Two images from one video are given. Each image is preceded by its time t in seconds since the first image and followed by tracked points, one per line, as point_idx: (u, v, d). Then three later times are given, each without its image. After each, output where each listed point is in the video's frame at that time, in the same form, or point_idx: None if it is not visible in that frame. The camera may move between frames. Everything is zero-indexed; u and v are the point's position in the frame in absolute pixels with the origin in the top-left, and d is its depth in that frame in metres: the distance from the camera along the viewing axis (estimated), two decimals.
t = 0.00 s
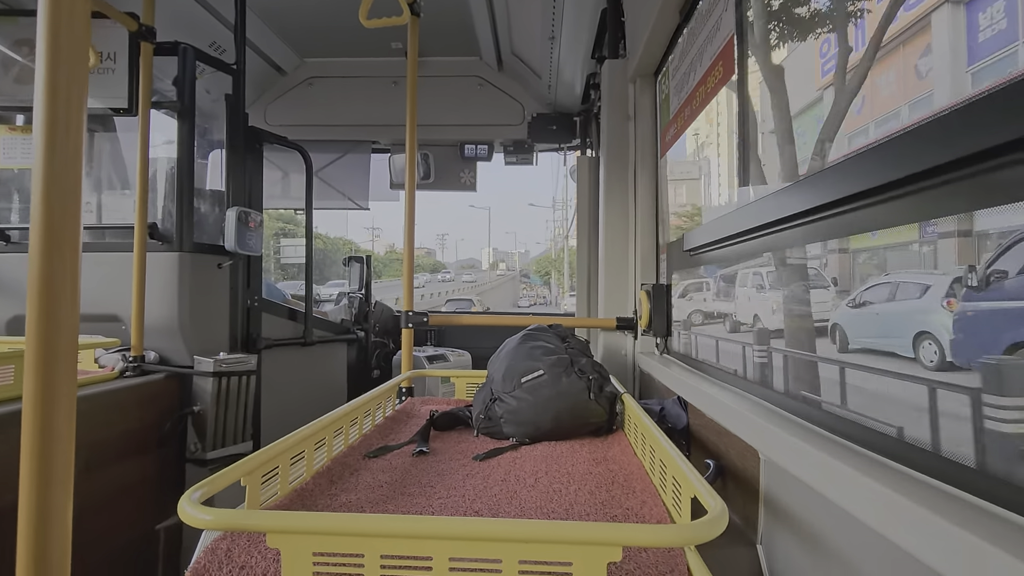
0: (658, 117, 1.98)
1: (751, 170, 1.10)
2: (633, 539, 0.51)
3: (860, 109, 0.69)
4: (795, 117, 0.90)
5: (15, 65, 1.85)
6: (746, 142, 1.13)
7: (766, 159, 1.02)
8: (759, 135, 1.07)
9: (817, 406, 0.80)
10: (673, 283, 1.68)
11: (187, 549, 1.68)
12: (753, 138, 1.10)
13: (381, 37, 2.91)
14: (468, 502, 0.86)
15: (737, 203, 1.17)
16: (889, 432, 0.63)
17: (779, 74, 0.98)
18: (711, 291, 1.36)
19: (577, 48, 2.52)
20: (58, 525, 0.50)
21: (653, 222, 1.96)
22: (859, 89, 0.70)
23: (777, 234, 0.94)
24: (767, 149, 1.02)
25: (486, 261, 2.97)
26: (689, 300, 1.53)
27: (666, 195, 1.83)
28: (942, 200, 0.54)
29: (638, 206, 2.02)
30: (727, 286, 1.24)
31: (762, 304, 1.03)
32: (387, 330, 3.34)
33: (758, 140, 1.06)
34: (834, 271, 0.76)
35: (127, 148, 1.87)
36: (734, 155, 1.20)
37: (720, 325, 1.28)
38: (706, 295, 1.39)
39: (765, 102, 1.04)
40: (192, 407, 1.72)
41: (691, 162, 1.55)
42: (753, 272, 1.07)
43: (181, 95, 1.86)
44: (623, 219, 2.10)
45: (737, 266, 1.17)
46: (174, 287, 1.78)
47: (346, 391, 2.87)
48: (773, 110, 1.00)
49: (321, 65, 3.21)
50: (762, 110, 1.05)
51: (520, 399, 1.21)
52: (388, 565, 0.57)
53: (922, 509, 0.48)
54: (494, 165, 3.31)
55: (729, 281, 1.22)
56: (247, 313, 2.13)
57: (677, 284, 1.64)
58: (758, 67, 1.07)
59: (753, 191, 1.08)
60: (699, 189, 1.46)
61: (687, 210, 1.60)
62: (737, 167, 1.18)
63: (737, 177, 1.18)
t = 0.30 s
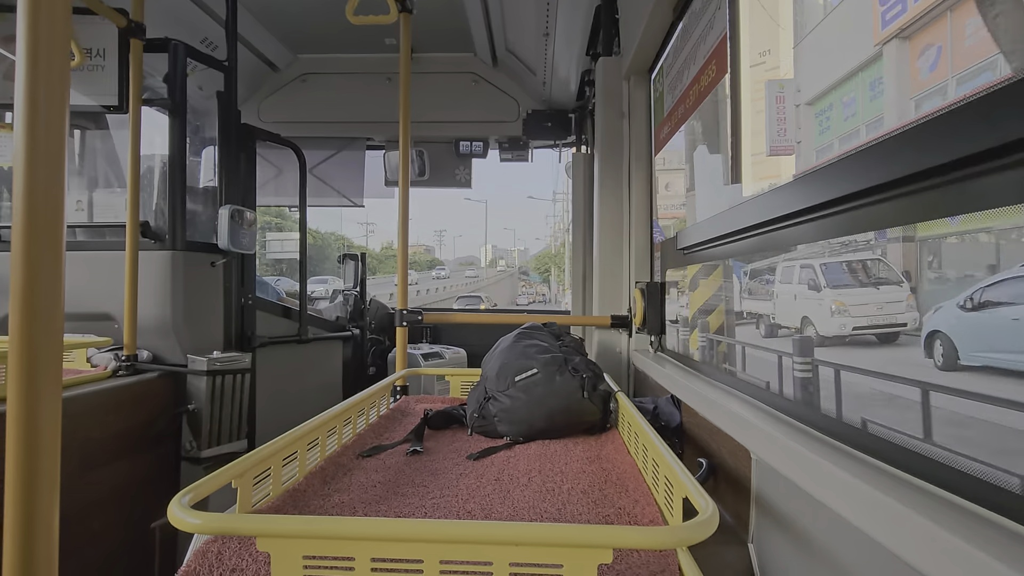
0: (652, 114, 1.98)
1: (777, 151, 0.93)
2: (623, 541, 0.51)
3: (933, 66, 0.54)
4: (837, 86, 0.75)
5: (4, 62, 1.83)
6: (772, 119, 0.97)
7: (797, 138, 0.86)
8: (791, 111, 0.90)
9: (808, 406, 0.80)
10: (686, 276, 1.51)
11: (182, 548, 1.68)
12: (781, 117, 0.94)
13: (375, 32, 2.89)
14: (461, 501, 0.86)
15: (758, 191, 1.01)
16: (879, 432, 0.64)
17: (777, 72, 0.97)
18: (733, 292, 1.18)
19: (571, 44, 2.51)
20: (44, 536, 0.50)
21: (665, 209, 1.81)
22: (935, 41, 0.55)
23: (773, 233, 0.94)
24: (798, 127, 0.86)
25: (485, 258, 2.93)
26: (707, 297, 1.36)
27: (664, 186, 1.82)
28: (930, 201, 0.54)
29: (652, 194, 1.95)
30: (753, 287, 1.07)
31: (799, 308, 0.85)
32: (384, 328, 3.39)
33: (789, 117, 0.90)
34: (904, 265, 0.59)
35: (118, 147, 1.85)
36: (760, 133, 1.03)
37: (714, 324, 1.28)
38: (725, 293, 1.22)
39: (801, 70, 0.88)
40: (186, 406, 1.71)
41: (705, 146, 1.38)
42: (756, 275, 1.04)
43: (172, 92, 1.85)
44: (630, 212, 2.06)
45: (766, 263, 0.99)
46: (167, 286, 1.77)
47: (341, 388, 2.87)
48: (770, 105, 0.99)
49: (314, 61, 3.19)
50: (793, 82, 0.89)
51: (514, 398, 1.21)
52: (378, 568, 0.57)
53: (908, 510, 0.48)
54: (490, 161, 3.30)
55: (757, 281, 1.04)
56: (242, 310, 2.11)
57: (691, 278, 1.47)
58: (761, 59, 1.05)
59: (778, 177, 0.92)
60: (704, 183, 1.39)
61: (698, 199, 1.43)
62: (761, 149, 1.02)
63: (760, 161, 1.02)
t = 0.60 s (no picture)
0: (658, 112, 1.97)
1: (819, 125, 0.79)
2: (637, 532, 0.50)
3: None
4: (905, 41, 0.60)
5: (10, 54, 1.82)
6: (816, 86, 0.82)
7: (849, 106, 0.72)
8: (844, 74, 0.74)
9: (820, 400, 0.79)
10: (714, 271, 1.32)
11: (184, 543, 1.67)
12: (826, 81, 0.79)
13: (380, 30, 2.89)
14: (467, 495, 0.85)
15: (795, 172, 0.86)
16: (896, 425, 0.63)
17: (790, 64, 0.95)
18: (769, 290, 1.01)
19: (577, 42, 2.50)
20: (53, 512, 0.50)
21: (682, 199, 1.66)
22: None
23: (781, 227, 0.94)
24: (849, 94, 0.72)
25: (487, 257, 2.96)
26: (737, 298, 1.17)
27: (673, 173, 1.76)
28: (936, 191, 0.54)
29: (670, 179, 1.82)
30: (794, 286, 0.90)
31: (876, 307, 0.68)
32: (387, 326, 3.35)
33: (839, 82, 0.75)
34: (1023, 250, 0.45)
35: (123, 141, 1.85)
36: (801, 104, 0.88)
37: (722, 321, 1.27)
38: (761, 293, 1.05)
39: (853, 23, 0.72)
40: (188, 401, 1.71)
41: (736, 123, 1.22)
42: (795, 269, 0.89)
43: (178, 86, 1.84)
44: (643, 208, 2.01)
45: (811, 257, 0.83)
46: (171, 280, 1.76)
47: (343, 386, 2.86)
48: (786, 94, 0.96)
49: (319, 58, 3.19)
50: (842, 41, 0.74)
51: (519, 394, 1.20)
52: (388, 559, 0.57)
53: (927, 499, 0.47)
54: (494, 160, 3.30)
55: (800, 278, 0.87)
56: (245, 305, 2.12)
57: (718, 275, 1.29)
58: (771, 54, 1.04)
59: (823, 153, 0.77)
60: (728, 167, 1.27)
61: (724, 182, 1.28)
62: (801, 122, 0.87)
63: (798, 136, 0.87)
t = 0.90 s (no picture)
0: (655, 121, 2.00)
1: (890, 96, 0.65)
2: (627, 539, 0.52)
3: None
4: None
5: (16, 62, 1.85)
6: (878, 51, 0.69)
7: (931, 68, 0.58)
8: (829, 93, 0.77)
9: (813, 409, 0.81)
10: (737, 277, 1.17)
11: (184, 548, 1.68)
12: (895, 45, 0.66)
13: (381, 38, 2.92)
14: (465, 501, 0.87)
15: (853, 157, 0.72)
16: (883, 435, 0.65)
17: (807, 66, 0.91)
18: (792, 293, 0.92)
19: (576, 52, 2.53)
20: (61, 509, 0.52)
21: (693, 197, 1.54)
22: None
23: (776, 238, 0.96)
24: (921, 52, 0.61)
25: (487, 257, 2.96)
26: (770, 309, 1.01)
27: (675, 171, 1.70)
28: (933, 209, 0.56)
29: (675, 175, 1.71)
30: (848, 295, 0.74)
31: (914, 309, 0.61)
32: (386, 331, 3.39)
33: (906, 39, 0.64)
34: None
35: (127, 148, 1.87)
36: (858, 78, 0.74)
37: (717, 329, 1.29)
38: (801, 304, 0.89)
39: None
40: (189, 405, 1.72)
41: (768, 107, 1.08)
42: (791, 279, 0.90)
43: (181, 94, 1.87)
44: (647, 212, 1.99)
45: (874, 258, 0.68)
46: (173, 286, 1.78)
47: (343, 390, 2.88)
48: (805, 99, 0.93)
49: (321, 65, 3.22)
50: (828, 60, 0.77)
51: (518, 400, 1.22)
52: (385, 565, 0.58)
53: (913, 514, 0.49)
54: (493, 166, 3.33)
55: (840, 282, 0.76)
56: (246, 310, 2.13)
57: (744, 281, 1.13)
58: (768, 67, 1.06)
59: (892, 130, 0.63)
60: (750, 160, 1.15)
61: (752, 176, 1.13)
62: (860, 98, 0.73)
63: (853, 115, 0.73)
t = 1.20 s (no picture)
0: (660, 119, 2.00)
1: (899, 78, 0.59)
2: (632, 531, 0.52)
3: None
4: None
5: (22, 54, 1.85)
6: (894, 25, 0.62)
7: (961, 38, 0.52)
8: (832, 92, 0.77)
9: (815, 406, 0.81)
10: (759, 282, 1.05)
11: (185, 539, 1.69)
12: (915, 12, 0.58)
13: (386, 33, 2.92)
14: (467, 494, 0.87)
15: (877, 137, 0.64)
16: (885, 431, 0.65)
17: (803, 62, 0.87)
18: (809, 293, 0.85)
19: (581, 49, 2.53)
20: (69, 501, 0.54)
21: (707, 191, 1.43)
22: None
23: (779, 236, 0.96)
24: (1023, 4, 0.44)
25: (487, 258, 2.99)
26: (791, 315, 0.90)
27: (686, 160, 1.61)
28: (933, 206, 0.56)
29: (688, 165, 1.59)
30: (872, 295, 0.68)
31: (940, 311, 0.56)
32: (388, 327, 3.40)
33: None
34: None
35: (131, 141, 1.87)
36: (862, 58, 0.68)
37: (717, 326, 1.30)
38: (835, 307, 0.77)
39: None
40: (191, 398, 1.72)
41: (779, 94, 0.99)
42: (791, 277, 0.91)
43: (186, 88, 1.87)
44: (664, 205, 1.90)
45: (872, 255, 0.68)
46: (177, 279, 1.78)
47: (344, 385, 2.88)
48: (795, 95, 0.90)
49: (325, 60, 3.22)
50: (834, 59, 0.77)
51: (520, 396, 1.22)
52: (390, 554, 0.58)
53: (920, 508, 0.49)
54: (496, 163, 3.33)
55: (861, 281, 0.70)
56: (248, 304, 2.14)
57: (766, 285, 1.01)
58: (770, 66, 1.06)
59: (931, 104, 0.55)
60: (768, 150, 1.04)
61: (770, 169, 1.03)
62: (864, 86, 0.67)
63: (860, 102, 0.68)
